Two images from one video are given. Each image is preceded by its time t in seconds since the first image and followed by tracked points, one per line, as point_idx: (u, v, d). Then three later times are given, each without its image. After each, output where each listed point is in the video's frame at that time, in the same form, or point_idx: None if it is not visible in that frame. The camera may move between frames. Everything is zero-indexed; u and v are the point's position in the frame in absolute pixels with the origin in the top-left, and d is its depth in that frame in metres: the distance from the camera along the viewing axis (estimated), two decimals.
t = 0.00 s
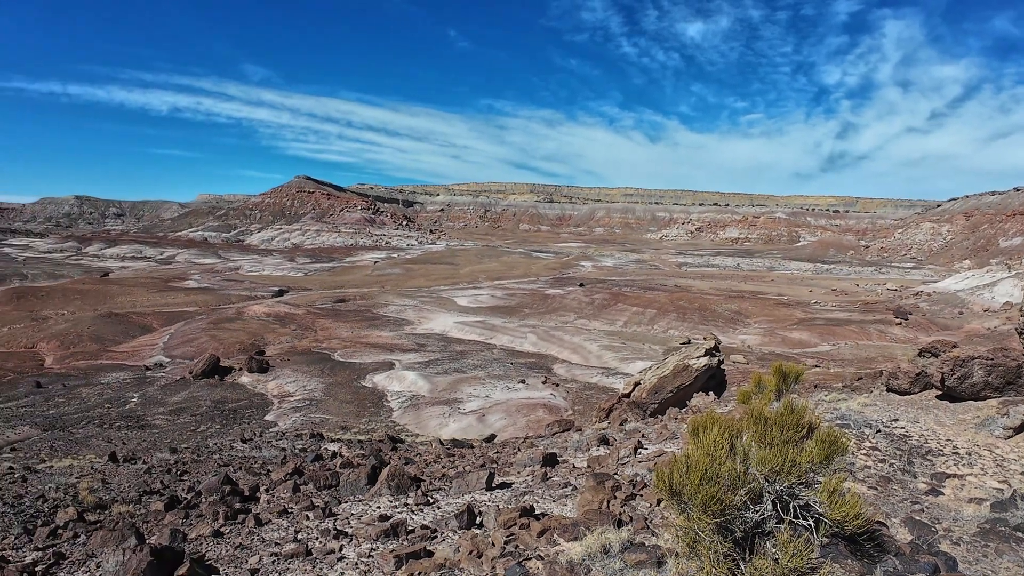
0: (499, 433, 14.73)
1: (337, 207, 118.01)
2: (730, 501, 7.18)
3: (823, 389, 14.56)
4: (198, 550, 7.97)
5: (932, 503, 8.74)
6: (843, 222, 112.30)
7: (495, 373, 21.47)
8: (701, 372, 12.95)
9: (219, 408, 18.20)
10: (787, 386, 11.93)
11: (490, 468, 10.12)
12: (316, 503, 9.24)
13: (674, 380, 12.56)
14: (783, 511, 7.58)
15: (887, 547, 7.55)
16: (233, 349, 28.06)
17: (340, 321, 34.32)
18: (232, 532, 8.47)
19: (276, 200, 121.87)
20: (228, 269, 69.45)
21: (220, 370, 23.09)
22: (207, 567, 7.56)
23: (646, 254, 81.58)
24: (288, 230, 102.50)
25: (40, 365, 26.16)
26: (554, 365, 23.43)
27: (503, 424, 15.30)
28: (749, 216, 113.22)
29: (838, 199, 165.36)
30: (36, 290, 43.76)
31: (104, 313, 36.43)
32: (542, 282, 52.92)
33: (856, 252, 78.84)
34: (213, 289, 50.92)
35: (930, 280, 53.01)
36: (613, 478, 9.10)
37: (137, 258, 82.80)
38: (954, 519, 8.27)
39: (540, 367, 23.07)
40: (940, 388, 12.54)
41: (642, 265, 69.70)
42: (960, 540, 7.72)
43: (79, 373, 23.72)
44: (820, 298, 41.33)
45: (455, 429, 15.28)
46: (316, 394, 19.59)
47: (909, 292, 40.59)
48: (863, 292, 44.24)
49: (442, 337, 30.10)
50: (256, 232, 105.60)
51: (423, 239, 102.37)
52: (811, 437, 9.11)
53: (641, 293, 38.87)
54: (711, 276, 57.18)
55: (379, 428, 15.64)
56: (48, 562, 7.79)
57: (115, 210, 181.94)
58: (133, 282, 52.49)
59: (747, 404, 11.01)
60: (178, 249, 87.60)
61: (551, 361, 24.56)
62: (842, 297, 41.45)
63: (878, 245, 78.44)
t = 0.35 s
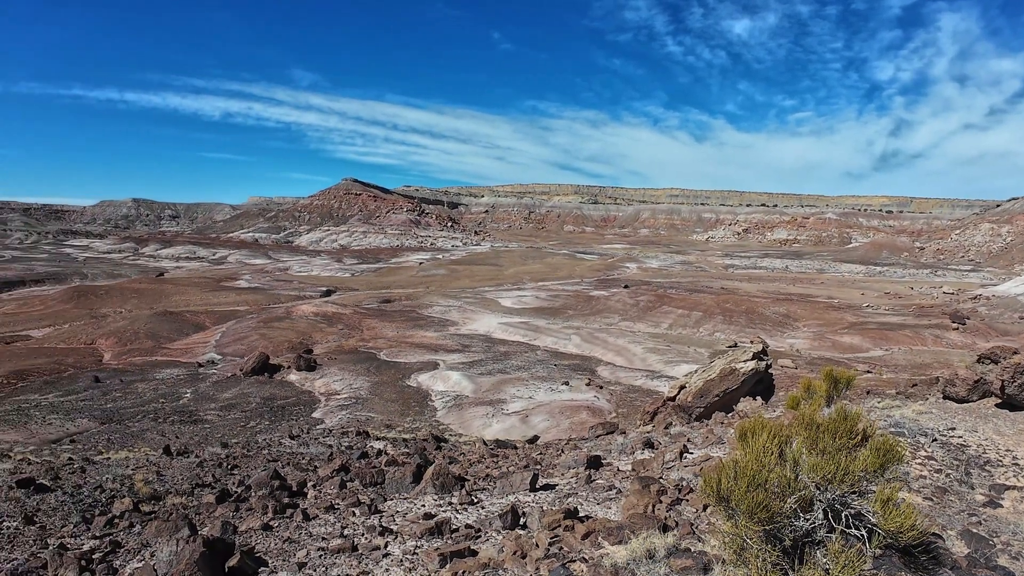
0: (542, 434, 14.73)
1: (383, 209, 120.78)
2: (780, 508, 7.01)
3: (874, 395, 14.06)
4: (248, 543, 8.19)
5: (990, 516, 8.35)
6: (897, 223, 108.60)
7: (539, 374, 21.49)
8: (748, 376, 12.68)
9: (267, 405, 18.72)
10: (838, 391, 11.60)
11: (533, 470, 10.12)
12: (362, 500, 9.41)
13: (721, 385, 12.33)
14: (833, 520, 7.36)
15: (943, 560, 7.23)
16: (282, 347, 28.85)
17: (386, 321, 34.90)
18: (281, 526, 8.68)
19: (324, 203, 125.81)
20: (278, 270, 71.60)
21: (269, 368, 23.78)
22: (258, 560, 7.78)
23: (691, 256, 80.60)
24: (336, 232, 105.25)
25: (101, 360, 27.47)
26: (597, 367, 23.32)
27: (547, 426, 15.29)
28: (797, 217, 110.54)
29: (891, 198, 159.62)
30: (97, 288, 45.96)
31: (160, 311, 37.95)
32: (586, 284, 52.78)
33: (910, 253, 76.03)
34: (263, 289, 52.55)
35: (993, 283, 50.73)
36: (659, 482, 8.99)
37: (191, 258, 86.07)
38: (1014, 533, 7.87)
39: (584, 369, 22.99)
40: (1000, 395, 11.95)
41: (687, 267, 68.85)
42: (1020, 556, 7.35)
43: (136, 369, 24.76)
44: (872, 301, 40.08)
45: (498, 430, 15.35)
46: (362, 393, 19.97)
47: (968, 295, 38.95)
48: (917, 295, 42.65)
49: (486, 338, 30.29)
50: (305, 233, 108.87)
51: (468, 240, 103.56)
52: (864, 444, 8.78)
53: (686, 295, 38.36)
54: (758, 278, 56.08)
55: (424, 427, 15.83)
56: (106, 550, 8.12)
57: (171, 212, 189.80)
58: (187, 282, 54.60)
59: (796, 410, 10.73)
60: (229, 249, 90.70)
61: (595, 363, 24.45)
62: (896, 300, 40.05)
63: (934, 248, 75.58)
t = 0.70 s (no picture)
0: (582, 434, 14.68)
1: (425, 208, 122.34)
2: (827, 514, 6.82)
3: (924, 400, 13.60)
4: (291, 535, 8.37)
5: None
6: (949, 222, 104.76)
7: (579, 374, 21.41)
8: (792, 378, 12.42)
9: (310, 400, 19.13)
10: (886, 395, 11.29)
11: (573, 469, 10.10)
12: (402, 496, 9.52)
13: (764, 387, 12.12)
14: (882, 527, 7.12)
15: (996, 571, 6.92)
16: (325, 344, 29.41)
17: (427, 319, 35.24)
18: (322, 519, 8.84)
19: (367, 203, 128.35)
20: (321, 268, 73.24)
21: (313, 364, 24.28)
22: (300, 551, 7.95)
23: (734, 256, 79.26)
24: (379, 231, 107.32)
25: (151, 355, 28.49)
26: (638, 368, 23.13)
27: (586, 426, 15.24)
28: (845, 217, 107.53)
29: (942, 197, 153.77)
30: (148, 285, 47.69)
31: (207, 308, 39.18)
32: (627, 283, 52.39)
33: (962, 254, 73.16)
34: (307, 286, 53.76)
35: None
36: (700, 484, 8.86)
37: (236, 256, 88.67)
38: None
39: (624, 369, 22.83)
40: None
41: (730, 267, 67.71)
42: None
43: (185, 363, 25.59)
44: (923, 303, 38.78)
45: (537, 429, 15.37)
46: (403, 390, 20.24)
47: None
48: (970, 297, 41.07)
49: (526, 337, 30.34)
50: (348, 233, 111.24)
51: (508, 239, 103.77)
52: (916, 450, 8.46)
53: (729, 296, 37.71)
54: (801, 279, 54.86)
55: (463, 425, 15.95)
56: (154, 539, 8.40)
57: (218, 211, 195.54)
58: (233, 279, 56.25)
59: (842, 414, 10.46)
60: (275, 248, 93.05)
61: (636, 363, 24.26)
62: (946, 302, 38.69)
63: (989, 248, 72.63)
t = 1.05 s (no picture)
0: (616, 433, 14.59)
1: (459, 206, 125.54)
2: (869, 518, 6.66)
3: (971, 404, 13.15)
4: (328, 526, 8.50)
5: None
6: (997, 220, 101.17)
7: (613, 372, 21.31)
8: (832, 379, 12.19)
9: (347, 395, 19.43)
10: (930, 398, 10.97)
11: (608, 468, 10.06)
12: (437, 490, 9.60)
13: (803, 388, 11.91)
14: (926, 534, 6.85)
15: None
16: (362, 340, 29.86)
17: (462, 316, 35.46)
18: (359, 511, 8.96)
19: (404, 199, 132.25)
20: (358, 264, 74.55)
21: (349, 359, 24.67)
22: (336, 543, 8.08)
23: (773, 254, 77.84)
24: (415, 228, 110.13)
25: (193, 348, 29.29)
26: (673, 367, 22.92)
27: (620, 424, 15.15)
28: (888, 214, 104.77)
29: (991, 194, 148.33)
30: (190, 280, 49.12)
31: (248, 303, 40.13)
32: (664, 281, 52.03)
33: (1012, 253, 70.56)
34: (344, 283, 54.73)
35: None
36: (737, 485, 8.73)
37: (276, 253, 90.92)
38: None
39: (659, 368, 22.65)
40: None
41: (768, 265, 66.62)
42: None
43: (227, 357, 26.24)
44: (972, 303, 37.52)
45: (571, 427, 15.36)
46: (438, 385, 20.42)
47: None
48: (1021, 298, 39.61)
49: (560, 334, 30.34)
50: (384, 231, 114.17)
51: (543, 236, 103.83)
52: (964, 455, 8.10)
53: (767, 295, 37.06)
54: (843, 278, 53.61)
55: (498, 421, 16.02)
56: (196, 526, 8.63)
57: (256, 208, 199.98)
58: (273, 275, 57.61)
59: (885, 417, 10.21)
60: (313, 245, 95.03)
61: (671, 362, 24.04)
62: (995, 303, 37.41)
63: None
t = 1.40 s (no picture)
0: (648, 431, 14.49)
1: (492, 203, 128.34)
2: (909, 523, 6.47)
3: (1017, 408, 12.71)
4: (361, 520, 8.60)
5: None
6: None
7: (646, 370, 21.16)
8: (870, 380, 11.94)
9: (380, 390, 19.67)
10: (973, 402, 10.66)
11: (640, 466, 10.01)
12: (469, 486, 9.66)
13: (840, 388, 11.69)
14: (967, 540, 6.65)
15: None
16: (394, 335, 30.18)
17: (493, 312, 35.60)
18: (392, 505, 9.04)
19: (435, 197, 137.36)
20: (392, 260, 75.59)
21: (383, 354, 24.96)
22: (370, 536, 8.17)
23: (809, 251, 76.69)
24: (448, 225, 112.30)
25: (229, 342, 29.92)
26: (706, 365, 22.68)
27: (652, 423, 15.04)
28: (929, 211, 102.10)
29: None
30: (228, 276, 50.31)
31: (283, 298, 40.91)
32: (697, 279, 51.58)
33: None
34: (378, 279, 55.51)
35: None
36: (772, 486, 8.60)
37: (312, 249, 92.79)
38: None
39: (692, 366, 22.45)
40: None
41: (805, 263, 65.53)
42: None
43: (263, 352, 26.77)
44: (1017, 303, 36.38)
45: (603, 425, 15.32)
46: (469, 381, 20.55)
47: None
48: None
49: (592, 331, 30.28)
50: (417, 228, 116.47)
51: (576, 233, 103.74)
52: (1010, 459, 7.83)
53: (804, 293, 36.39)
54: (882, 276, 52.33)
55: (529, 418, 16.05)
56: (233, 517, 8.81)
57: (291, 205, 203.71)
58: (309, 271, 58.72)
59: (925, 420, 9.95)
60: (347, 241, 96.68)
61: (704, 361, 23.79)
62: None
63: None
